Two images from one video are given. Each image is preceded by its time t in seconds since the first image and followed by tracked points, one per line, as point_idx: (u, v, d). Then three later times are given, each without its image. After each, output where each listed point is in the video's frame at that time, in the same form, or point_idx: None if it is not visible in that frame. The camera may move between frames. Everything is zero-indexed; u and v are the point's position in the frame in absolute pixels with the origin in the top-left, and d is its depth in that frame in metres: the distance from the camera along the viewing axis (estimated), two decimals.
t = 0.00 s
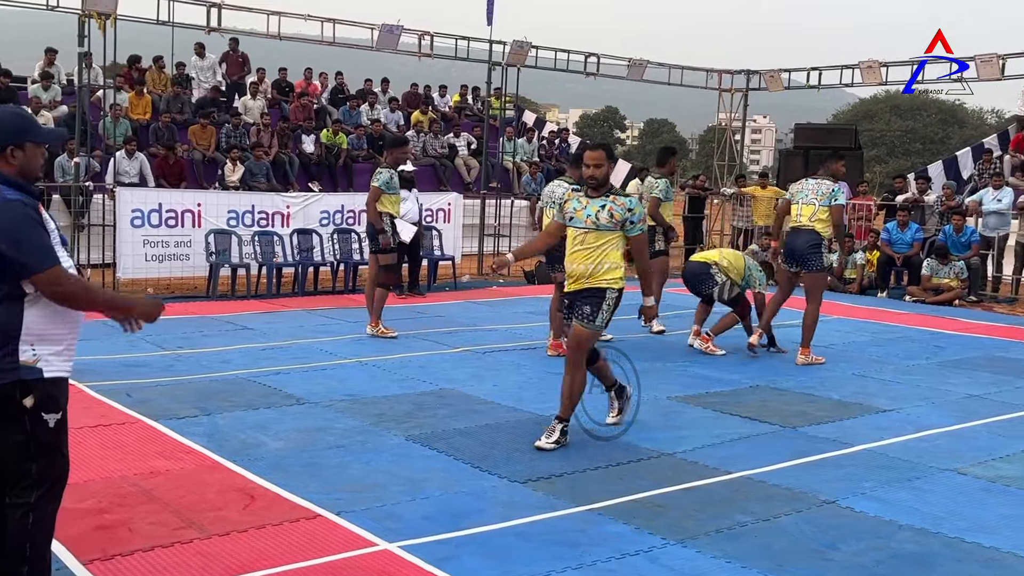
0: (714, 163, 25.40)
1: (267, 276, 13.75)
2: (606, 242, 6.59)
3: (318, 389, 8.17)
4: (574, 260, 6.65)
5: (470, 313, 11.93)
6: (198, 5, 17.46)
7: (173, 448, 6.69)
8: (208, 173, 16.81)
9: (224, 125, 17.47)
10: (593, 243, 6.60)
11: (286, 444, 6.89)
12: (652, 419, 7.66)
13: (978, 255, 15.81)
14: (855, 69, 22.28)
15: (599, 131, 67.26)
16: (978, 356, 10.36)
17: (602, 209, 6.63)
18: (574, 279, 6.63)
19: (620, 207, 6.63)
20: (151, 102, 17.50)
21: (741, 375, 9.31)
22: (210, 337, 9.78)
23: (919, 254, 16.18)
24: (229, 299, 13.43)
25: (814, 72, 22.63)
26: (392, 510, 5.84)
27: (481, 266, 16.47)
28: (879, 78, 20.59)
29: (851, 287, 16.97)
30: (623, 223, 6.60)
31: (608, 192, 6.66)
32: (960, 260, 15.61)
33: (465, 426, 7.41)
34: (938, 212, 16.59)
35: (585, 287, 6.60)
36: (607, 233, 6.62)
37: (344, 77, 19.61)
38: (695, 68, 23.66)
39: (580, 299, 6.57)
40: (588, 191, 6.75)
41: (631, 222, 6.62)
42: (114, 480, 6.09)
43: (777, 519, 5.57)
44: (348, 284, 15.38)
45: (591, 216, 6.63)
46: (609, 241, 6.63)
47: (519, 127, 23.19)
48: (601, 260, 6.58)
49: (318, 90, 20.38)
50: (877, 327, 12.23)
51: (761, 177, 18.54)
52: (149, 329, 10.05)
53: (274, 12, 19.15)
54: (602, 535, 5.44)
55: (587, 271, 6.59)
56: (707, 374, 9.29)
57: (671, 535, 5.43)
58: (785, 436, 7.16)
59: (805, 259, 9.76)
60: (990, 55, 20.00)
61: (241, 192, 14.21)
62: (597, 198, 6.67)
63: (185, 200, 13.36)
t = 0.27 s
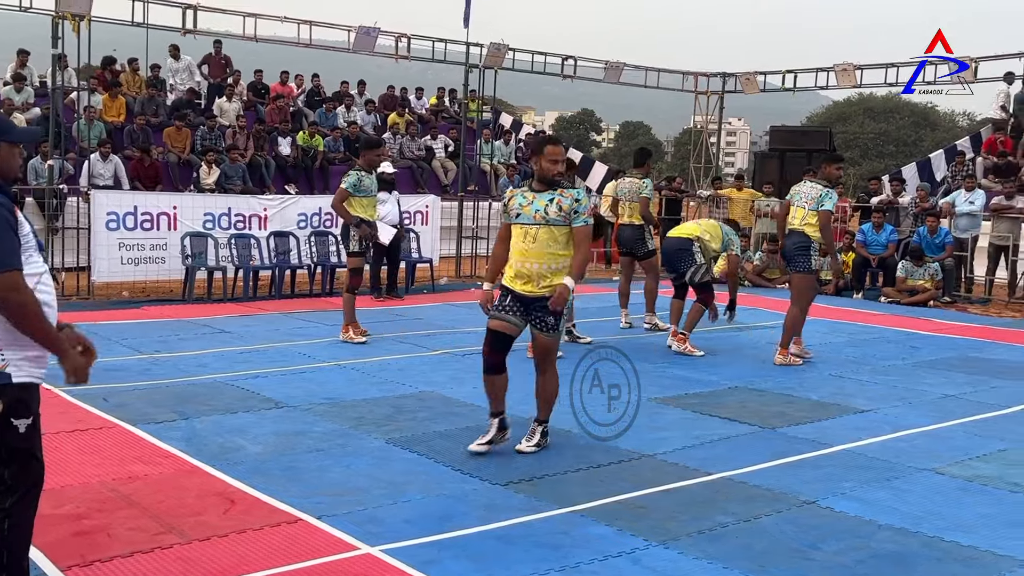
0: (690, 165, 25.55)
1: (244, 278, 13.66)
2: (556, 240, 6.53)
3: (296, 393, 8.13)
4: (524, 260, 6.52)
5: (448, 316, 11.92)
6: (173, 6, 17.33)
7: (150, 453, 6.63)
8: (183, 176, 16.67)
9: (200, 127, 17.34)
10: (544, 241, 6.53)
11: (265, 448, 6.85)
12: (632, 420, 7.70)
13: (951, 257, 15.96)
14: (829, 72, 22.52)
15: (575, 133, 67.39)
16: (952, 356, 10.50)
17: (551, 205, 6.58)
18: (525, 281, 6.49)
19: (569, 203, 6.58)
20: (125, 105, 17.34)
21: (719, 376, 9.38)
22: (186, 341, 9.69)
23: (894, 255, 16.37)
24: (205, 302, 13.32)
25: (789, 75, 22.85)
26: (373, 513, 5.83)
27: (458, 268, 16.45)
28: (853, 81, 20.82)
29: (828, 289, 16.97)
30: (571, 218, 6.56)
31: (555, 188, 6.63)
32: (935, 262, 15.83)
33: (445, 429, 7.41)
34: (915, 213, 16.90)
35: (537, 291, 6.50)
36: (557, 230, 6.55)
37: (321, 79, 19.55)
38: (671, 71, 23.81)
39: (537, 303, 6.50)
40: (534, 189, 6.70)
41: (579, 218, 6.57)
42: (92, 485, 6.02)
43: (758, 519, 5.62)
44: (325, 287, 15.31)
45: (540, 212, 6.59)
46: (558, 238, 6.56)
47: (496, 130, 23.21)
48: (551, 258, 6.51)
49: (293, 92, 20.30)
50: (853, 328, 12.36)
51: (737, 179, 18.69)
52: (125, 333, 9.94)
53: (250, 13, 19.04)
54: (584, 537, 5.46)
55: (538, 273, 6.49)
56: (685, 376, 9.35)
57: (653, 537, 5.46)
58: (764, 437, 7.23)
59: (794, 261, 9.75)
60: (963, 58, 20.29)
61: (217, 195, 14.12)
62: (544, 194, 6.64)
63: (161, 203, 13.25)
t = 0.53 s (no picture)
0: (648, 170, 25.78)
1: (202, 286, 13.44)
2: (489, 264, 5.96)
3: (260, 404, 8.02)
4: (456, 285, 5.90)
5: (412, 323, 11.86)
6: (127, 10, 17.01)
7: (111, 467, 6.48)
8: (139, 182, 16.35)
9: (155, 132, 17.04)
10: (476, 263, 5.93)
11: (229, 461, 6.74)
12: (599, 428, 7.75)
13: (907, 261, 16.25)
14: (784, 78, 22.91)
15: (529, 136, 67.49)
16: (910, 361, 10.73)
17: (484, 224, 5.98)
18: (455, 306, 5.90)
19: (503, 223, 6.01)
20: (78, 110, 16.98)
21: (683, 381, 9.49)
22: (145, 352, 9.50)
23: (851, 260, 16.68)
24: (162, 310, 13.07)
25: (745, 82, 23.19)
26: (342, 527, 5.77)
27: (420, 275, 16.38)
28: (809, 88, 21.20)
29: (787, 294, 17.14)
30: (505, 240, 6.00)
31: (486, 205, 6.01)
32: (891, 267, 16.19)
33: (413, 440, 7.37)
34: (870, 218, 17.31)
35: (471, 315, 5.91)
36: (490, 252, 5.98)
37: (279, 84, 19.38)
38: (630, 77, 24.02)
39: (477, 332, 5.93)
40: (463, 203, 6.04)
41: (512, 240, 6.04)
42: (52, 502, 5.87)
43: (727, 528, 5.69)
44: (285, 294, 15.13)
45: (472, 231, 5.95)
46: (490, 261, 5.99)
47: (456, 135, 23.18)
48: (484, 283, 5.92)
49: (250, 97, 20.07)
50: (812, 333, 12.57)
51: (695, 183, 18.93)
52: (81, 343, 9.72)
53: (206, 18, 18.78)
54: (556, 549, 5.47)
55: (472, 296, 5.89)
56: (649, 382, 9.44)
57: (624, 547, 5.50)
58: (729, 443, 7.33)
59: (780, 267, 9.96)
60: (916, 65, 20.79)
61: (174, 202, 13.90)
62: (476, 212, 6.01)
63: (117, 211, 12.99)
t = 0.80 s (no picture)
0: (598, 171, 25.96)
1: (151, 290, 13.14)
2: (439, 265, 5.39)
3: (215, 411, 7.87)
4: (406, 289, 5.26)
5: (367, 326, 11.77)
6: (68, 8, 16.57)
7: (63, 477, 6.30)
8: (82, 185, 15.92)
9: (98, 134, 16.62)
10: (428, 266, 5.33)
11: (186, 469, 6.61)
12: (559, 430, 7.79)
13: (855, 261, 16.64)
14: (732, 80, 23.29)
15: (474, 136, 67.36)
16: (861, 360, 10.99)
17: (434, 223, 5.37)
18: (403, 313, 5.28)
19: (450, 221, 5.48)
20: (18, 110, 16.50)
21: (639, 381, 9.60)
22: (94, 358, 9.26)
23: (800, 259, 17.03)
24: (107, 315, 12.74)
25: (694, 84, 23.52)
26: (305, 535, 5.70)
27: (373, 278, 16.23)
28: (757, 90, 21.58)
29: (738, 293, 17.42)
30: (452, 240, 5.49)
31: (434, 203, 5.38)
32: (840, 267, 16.56)
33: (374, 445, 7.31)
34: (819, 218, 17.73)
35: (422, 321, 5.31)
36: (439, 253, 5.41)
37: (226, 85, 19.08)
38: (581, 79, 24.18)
39: (420, 331, 5.25)
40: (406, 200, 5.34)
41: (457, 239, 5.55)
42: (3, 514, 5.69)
43: (691, 528, 5.78)
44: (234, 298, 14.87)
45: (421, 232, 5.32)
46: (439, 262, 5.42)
47: (407, 138, 23.05)
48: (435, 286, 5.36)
49: (196, 98, 19.72)
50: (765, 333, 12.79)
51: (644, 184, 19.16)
52: (27, 350, 9.44)
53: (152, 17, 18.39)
54: (521, 552, 5.48)
55: (417, 300, 5.28)
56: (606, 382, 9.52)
57: (590, 549, 5.54)
58: (688, 443, 7.44)
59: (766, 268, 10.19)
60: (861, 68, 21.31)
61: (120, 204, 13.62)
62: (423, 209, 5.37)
63: (61, 214, 12.77)
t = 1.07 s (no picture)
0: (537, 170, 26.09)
1: (84, 293, 12.77)
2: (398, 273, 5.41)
3: (158, 414, 7.70)
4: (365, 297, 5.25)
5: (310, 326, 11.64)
6: None
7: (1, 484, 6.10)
8: (9, 185, 15.37)
9: (26, 132, 16.07)
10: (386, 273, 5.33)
11: (130, 474, 6.46)
12: (508, 428, 7.84)
13: (792, 257, 17.12)
14: (669, 80, 23.65)
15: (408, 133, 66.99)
16: (801, 355, 11.29)
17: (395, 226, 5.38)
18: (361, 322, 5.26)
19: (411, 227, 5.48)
20: None
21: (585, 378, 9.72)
22: (28, 362, 8.98)
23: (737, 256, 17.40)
24: (38, 319, 12.34)
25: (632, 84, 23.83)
26: (256, 538, 5.63)
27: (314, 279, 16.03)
28: (695, 89, 21.96)
29: (677, 289, 17.74)
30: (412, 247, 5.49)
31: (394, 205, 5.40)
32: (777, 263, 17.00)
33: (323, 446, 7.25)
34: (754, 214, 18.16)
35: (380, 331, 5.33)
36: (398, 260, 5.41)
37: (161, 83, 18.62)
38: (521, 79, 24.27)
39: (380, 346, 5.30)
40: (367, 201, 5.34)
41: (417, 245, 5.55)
42: None
43: (642, 523, 5.89)
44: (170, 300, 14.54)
45: (383, 236, 5.31)
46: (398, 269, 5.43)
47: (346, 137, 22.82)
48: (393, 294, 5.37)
49: (129, 96, 19.21)
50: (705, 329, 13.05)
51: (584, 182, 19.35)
52: None
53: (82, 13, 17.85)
54: (476, 551, 5.51)
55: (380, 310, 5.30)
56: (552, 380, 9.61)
57: (544, 546, 5.59)
58: (635, 438, 7.57)
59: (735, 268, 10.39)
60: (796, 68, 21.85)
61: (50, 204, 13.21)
62: (384, 212, 5.37)
63: None
